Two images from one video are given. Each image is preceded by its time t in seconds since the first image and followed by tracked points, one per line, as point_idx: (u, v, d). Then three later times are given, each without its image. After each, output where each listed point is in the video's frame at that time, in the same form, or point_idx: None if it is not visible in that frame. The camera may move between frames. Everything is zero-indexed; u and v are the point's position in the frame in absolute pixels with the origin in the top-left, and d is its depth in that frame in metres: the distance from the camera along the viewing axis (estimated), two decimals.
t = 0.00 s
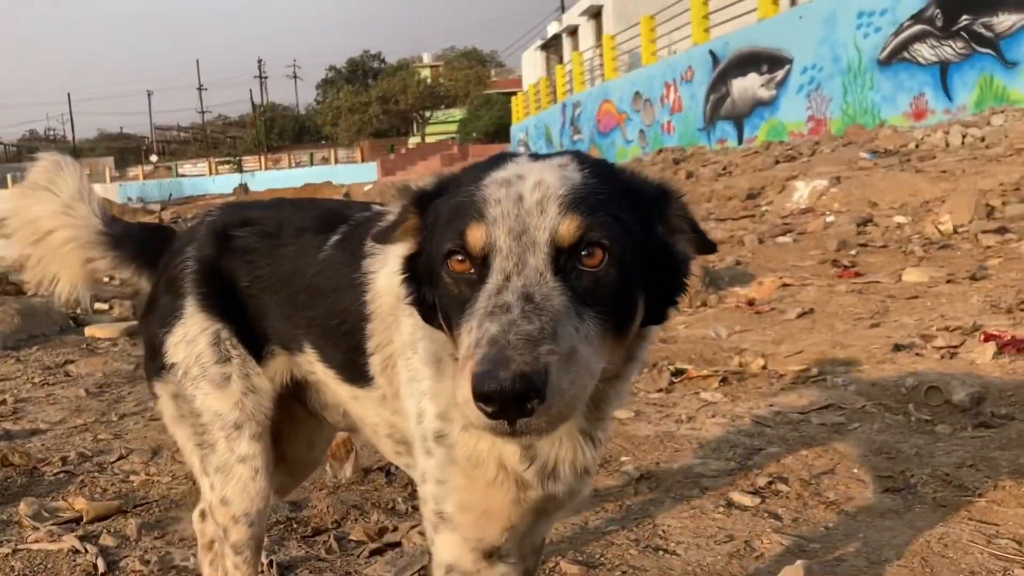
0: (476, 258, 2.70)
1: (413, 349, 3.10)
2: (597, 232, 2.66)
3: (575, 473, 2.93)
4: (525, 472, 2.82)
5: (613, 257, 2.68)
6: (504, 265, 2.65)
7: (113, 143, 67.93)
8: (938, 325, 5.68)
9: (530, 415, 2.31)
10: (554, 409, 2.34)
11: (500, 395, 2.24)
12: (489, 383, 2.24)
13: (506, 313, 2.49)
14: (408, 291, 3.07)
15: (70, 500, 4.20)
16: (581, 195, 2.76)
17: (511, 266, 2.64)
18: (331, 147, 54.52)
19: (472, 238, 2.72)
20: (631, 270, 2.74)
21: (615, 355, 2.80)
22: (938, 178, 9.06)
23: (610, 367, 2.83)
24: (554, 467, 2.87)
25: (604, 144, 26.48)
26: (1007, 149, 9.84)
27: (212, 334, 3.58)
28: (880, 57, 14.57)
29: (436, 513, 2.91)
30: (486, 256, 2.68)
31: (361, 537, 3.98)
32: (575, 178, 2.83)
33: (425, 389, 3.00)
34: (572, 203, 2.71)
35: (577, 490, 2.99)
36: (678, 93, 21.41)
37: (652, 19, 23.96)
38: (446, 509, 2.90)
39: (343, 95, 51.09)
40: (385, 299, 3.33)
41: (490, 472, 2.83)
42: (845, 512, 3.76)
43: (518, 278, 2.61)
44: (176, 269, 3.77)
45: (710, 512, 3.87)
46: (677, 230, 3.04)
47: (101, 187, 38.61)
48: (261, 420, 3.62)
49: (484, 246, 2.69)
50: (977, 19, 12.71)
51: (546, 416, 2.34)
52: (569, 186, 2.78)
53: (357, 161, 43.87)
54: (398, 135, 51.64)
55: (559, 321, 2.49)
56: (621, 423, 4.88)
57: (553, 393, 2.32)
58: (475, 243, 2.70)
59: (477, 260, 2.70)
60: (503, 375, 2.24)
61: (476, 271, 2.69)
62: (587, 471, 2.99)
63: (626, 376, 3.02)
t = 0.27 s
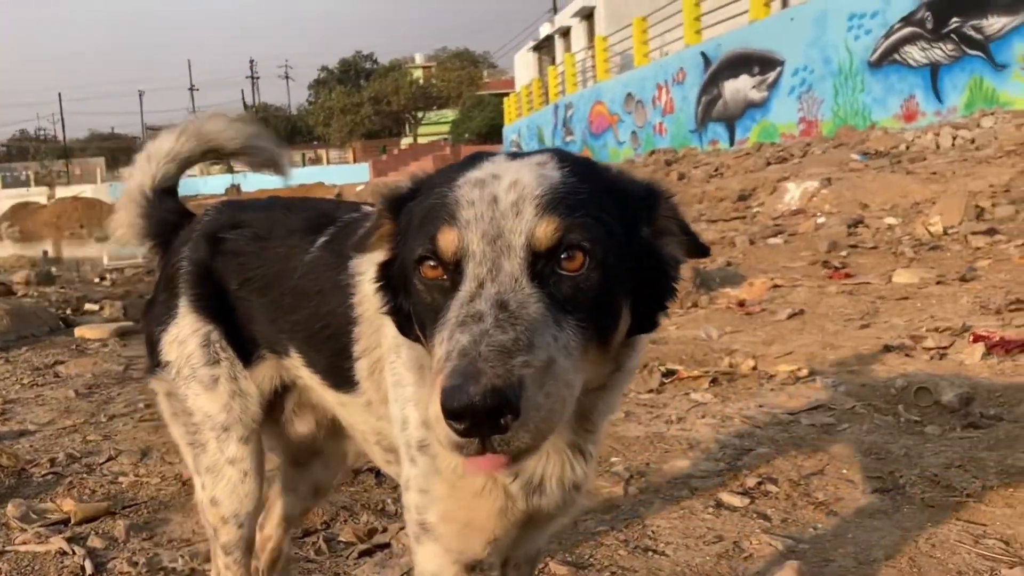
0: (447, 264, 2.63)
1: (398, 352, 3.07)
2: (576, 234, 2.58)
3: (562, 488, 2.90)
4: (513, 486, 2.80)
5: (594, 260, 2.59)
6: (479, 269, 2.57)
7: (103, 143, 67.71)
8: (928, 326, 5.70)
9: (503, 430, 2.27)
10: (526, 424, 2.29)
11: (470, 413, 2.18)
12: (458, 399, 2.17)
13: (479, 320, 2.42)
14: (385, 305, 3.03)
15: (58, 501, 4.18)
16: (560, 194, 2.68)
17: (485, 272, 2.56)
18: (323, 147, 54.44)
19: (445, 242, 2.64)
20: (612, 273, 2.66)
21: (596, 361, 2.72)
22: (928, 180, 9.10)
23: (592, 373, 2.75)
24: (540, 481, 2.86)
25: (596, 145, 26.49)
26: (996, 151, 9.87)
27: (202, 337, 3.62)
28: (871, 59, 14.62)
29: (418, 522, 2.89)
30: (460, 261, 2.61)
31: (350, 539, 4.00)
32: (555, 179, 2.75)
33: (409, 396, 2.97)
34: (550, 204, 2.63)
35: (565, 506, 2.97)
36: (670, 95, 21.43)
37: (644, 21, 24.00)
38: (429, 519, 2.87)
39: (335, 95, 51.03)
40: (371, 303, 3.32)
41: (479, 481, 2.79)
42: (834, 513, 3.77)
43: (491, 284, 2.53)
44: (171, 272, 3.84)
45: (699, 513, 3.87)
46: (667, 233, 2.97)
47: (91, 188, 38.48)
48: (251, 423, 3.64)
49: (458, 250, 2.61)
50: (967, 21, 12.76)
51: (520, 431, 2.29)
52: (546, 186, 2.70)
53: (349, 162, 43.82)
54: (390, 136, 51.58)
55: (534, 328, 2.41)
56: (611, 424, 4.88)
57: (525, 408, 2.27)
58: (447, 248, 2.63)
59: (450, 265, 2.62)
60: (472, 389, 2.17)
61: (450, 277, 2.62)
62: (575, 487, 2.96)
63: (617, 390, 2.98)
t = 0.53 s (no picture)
0: (403, 254, 2.58)
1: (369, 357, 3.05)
2: (540, 220, 2.51)
3: (537, 497, 2.87)
4: (484, 496, 2.76)
5: (560, 248, 2.52)
6: (435, 258, 2.52)
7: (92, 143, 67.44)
8: (915, 328, 5.72)
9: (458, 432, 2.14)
10: (485, 424, 2.16)
11: (420, 411, 2.05)
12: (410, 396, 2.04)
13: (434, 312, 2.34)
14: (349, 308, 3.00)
15: (45, 503, 4.16)
16: (524, 181, 2.63)
17: (442, 261, 2.51)
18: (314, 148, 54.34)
19: (399, 231, 2.61)
20: (580, 261, 2.59)
21: (566, 352, 2.65)
22: (916, 182, 9.14)
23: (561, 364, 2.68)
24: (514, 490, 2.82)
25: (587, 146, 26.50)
26: (985, 152, 9.92)
27: (200, 340, 3.67)
28: (861, 61, 14.68)
29: (389, 535, 2.85)
30: (415, 251, 2.56)
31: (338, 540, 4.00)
32: (518, 165, 2.71)
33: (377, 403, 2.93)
34: (511, 190, 2.58)
35: (542, 515, 2.92)
36: (660, 96, 21.46)
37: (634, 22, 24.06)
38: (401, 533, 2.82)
39: (326, 96, 50.95)
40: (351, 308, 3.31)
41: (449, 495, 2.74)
42: (821, 513, 3.78)
43: (449, 273, 2.47)
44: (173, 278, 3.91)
45: (686, 514, 3.88)
46: (646, 223, 2.96)
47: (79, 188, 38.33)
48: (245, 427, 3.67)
49: (413, 239, 2.57)
50: (955, 24, 12.83)
51: (478, 431, 2.16)
52: (509, 173, 2.65)
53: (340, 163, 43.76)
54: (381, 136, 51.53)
55: (493, 318, 2.34)
56: (599, 425, 4.89)
57: (481, 406, 2.15)
58: (401, 236, 2.59)
59: (405, 254, 2.58)
60: (422, 385, 2.05)
61: (406, 269, 2.58)
62: (552, 495, 2.91)
63: (593, 390, 2.93)
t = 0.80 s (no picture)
0: (356, 224, 2.61)
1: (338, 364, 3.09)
2: (502, 190, 2.51)
3: (510, 500, 2.84)
4: (455, 502, 2.78)
5: (522, 220, 2.51)
6: (391, 225, 2.52)
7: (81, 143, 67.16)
8: (904, 329, 5.75)
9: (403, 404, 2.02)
10: (434, 394, 2.06)
11: (361, 377, 1.94)
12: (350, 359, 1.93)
13: (387, 278, 2.31)
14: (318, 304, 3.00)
15: (34, 504, 4.15)
16: (487, 151, 2.64)
17: (397, 228, 2.51)
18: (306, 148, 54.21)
19: (353, 198, 2.64)
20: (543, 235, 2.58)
21: (533, 334, 2.61)
22: (906, 184, 9.18)
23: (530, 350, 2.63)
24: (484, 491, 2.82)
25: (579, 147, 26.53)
26: (974, 154, 9.97)
27: (207, 343, 3.70)
28: (851, 63, 14.73)
29: (367, 543, 2.92)
30: (368, 217, 2.58)
31: (326, 540, 3.94)
32: (482, 135, 2.73)
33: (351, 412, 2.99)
34: (473, 159, 2.59)
35: (521, 519, 2.88)
36: (652, 97, 21.50)
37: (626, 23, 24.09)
38: (377, 540, 2.90)
39: (317, 96, 50.84)
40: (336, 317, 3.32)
41: (417, 504, 2.79)
42: (807, 514, 3.80)
43: (405, 242, 2.46)
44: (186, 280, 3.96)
45: (674, 514, 3.89)
46: (618, 203, 3.01)
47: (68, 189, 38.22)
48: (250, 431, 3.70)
49: (368, 204, 2.59)
50: (945, 26, 12.89)
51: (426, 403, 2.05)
52: (471, 143, 2.66)
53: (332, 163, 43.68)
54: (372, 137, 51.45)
55: (447, 285, 2.32)
56: (589, 426, 4.90)
57: (430, 374, 2.05)
58: (354, 204, 2.62)
59: (360, 220, 2.59)
60: (363, 346, 1.95)
61: (360, 235, 2.60)
62: (527, 499, 2.89)
63: (570, 388, 2.90)
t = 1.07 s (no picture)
0: (309, 190, 2.72)
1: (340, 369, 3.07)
2: (466, 161, 2.58)
3: (482, 507, 2.83)
4: (426, 512, 2.77)
5: (488, 192, 2.57)
6: (344, 189, 2.64)
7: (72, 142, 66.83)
8: (893, 330, 5.77)
9: (342, 369, 2.02)
10: (376, 360, 2.06)
11: (297, 335, 1.95)
12: (285, 316, 1.94)
13: (336, 240, 2.38)
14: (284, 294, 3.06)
15: (22, 506, 4.14)
16: (455, 123, 2.72)
17: (351, 192, 2.62)
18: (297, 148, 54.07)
19: (308, 166, 2.75)
20: (511, 209, 2.63)
21: (503, 311, 2.64)
22: (896, 186, 9.22)
23: (503, 332, 2.65)
24: (456, 500, 2.80)
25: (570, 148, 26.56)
26: (964, 156, 10.01)
27: (220, 348, 3.71)
28: (842, 64, 14.79)
29: (345, 557, 2.91)
30: (322, 181, 2.69)
31: (316, 542, 3.92)
32: (449, 107, 2.82)
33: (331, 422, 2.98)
34: (438, 130, 2.67)
35: (494, 527, 2.87)
36: (644, 98, 21.54)
37: (618, 24, 24.12)
38: (356, 554, 2.89)
39: (309, 95, 50.71)
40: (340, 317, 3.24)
41: (391, 516, 2.78)
42: (795, 514, 3.81)
43: (358, 207, 2.57)
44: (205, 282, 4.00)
45: (663, 515, 3.90)
46: (602, 195, 3.11)
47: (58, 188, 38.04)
48: (258, 438, 3.71)
49: (321, 170, 2.70)
50: (936, 28, 12.95)
51: (367, 368, 2.05)
52: (437, 115, 2.76)
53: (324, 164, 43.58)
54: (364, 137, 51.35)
55: (398, 247, 2.40)
56: (579, 427, 4.91)
57: (372, 336, 2.06)
58: (308, 172, 2.73)
59: (313, 186, 2.71)
60: (300, 302, 1.97)
61: (311, 198, 2.71)
62: (500, 506, 2.87)
63: (548, 392, 2.85)
